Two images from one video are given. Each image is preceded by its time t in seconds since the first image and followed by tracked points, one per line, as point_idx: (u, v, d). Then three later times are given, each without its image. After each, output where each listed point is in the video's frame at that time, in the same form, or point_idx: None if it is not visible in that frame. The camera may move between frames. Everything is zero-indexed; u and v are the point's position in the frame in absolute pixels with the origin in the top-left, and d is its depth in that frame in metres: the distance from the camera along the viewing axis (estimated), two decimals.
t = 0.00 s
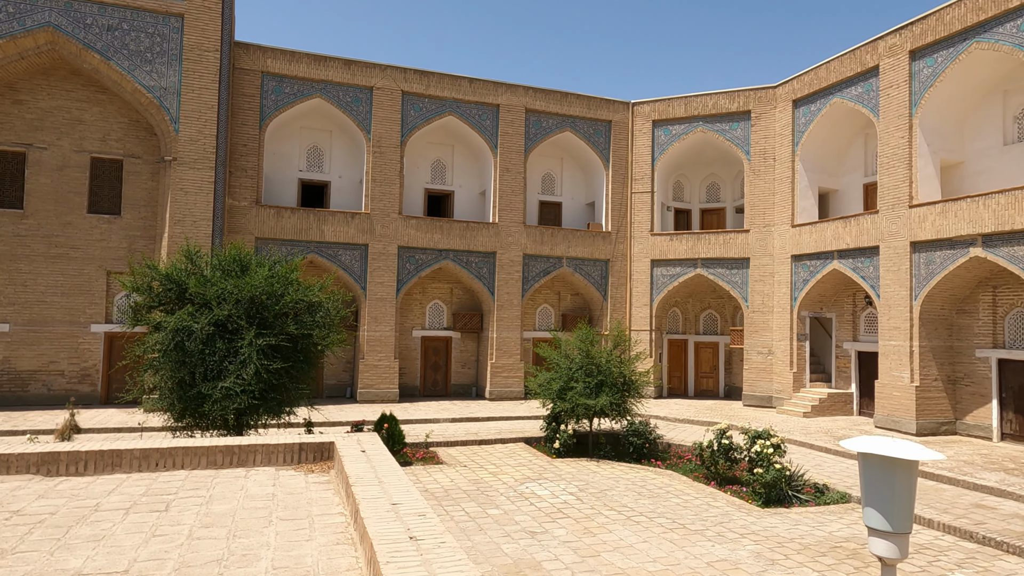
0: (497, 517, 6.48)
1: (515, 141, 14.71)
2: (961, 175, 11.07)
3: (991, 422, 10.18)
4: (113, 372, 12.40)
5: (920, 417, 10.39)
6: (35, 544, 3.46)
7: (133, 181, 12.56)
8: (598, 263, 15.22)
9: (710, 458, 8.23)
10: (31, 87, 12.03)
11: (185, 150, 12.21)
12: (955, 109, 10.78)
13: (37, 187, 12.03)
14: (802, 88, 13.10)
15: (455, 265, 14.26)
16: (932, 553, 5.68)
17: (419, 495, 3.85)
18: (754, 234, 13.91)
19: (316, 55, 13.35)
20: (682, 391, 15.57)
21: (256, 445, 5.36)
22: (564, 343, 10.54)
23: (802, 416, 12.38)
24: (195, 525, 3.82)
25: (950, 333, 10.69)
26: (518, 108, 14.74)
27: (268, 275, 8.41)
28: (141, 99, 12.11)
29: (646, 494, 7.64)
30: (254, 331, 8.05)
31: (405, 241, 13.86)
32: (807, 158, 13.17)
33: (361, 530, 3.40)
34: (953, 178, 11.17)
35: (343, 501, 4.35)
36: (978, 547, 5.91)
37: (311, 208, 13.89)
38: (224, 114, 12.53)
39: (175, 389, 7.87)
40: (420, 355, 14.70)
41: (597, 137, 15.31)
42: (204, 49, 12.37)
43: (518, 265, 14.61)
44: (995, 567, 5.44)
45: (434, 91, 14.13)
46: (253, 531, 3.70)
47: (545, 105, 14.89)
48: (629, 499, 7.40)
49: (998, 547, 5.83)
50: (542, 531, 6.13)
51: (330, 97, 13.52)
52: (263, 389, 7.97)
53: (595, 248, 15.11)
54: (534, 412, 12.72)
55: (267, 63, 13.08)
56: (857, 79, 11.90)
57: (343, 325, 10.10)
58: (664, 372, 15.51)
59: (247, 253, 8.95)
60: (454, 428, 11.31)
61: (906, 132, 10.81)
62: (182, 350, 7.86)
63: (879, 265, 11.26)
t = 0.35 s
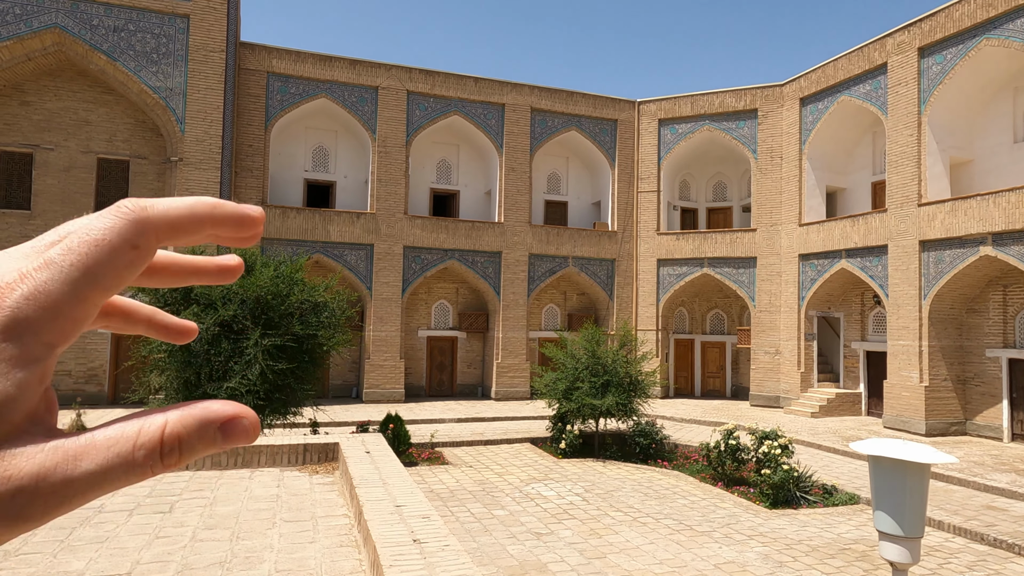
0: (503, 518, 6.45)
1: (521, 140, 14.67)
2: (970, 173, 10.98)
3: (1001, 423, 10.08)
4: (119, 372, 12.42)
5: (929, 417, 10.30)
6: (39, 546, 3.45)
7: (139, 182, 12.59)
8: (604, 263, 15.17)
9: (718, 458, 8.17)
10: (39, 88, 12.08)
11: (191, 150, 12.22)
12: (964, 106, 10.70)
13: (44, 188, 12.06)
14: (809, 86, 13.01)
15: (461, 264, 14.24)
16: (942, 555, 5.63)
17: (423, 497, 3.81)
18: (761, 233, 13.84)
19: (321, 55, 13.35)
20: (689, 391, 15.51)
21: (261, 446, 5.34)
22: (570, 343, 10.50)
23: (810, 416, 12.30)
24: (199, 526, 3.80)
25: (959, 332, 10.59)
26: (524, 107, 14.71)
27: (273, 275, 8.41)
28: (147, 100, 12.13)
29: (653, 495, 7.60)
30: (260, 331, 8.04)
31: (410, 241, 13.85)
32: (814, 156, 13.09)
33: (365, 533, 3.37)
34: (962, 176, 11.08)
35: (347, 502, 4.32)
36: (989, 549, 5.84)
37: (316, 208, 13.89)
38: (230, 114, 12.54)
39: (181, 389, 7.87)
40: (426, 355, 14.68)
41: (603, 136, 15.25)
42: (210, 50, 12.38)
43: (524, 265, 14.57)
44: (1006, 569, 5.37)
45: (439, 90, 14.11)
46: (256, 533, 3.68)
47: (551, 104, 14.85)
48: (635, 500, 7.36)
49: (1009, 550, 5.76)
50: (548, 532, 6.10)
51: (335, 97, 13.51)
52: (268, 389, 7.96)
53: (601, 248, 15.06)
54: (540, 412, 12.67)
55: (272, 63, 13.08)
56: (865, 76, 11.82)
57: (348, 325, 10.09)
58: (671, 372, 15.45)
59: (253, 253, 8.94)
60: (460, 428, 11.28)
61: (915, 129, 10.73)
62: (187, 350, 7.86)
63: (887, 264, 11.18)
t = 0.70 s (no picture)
0: (515, 517, 6.44)
1: (532, 139, 14.66)
2: (987, 170, 10.85)
3: (1019, 423, 9.96)
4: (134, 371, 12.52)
5: (946, 418, 10.18)
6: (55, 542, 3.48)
7: (154, 183, 12.69)
8: (616, 262, 15.12)
9: (731, 458, 8.11)
10: (55, 90, 12.20)
11: (205, 151, 12.30)
12: (981, 103, 10.58)
13: (61, 190, 12.19)
14: (823, 83, 12.90)
15: (473, 264, 14.24)
16: (958, 557, 5.56)
17: (435, 497, 3.80)
18: (775, 232, 13.74)
19: (333, 55, 13.39)
20: (701, 391, 15.43)
21: (273, 444, 5.36)
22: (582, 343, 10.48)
23: (824, 417, 12.19)
24: (212, 525, 3.82)
25: (976, 331, 10.47)
26: (535, 107, 14.69)
27: (286, 274, 8.44)
28: (161, 101, 12.22)
29: (665, 495, 7.56)
30: (272, 331, 8.08)
31: (422, 241, 13.87)
32: (828, 154, 12.98)
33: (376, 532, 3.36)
34: (979, 174, 10.96)
35: (359, 501, 4.33)
36: (1007, 551, 5.76)
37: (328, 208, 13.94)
38: (243, 115, 12.61)
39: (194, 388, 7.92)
40: (437, 355, 14.70)
41: (614, 135, 15.20)
42: (223, 51, 12.45)
43: (535, 265, 14.55)
44: None
45: (450, 90, 14.11)
46: (269, 531, 3.69)
47: (562, 103, 14.82)
48: (647, 500, 7.33)
49: None
50: (560, 532, 6.08)
51: (347, 97, 13.55)
52: (281, 388, 8.00)
53: (613, 247, 15.01)
54: (551, 411, 12.64)
55: (285, 64, 13.14)
56: (881, 73, 11.70)
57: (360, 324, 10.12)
58: (683, 372, 15.37)
59: (265, 252, 8.99)
60: (472, 428, 11.27)
61: (931, 127, 10.61)
62: (201, 349, 7.91)
63: (903, 263, 11.06)
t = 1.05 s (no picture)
0: (532, 519, 6.42)
1: (547, 140, 14.63)
2: (1009, 168, 10.70)
3: None
4: (153, 372, 12.63)
5: (969, 420, 10.04)
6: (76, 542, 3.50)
7: (172, 185, 12.80)
8: (631, 262, 15.05)
9: (749, 460, 8.04)
10: (75, 95, 12.35)
11: (222, 153, 12.39)
12: (1003, 100, 10.43)
13: (81, 192, 12.33)
14: (841, 81, 12.77)
15: (487, 265, 14.23)
16: (983, 561, 5.48)
17: (454, 498, 3.79)
18: (792, 232, 13.62)
19: (348, 57, 13.45)
20: (718, 392, 15.32)
21: (291, 445, 5.38)
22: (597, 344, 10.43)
23: (844, 418, 12.06)
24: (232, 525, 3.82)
25: (999, 332, 10.32)
26: (550, 107, 14.66)
27: (303, 276, 8.48)
28: (179, 105, 12.33)
29: (683, 497, 7.50)
30: (290, 332, 8.12)
31: (437, 242, 13.89)
32: (847, 153, 12.85)
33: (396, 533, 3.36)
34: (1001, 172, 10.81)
35: (378, 502, 4.33)
36: None
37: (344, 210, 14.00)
38: (259, 117, 12.69)
39: (213, 389, 7.97)
40: (452, 356, 14.70)
41: (629, 135, 15.14)
42: (239, 54, 12.54)
43: (550, 265, 14.52)
44: None
45: (465, 91, 14.12)
46: (288, 533, 3.68)
47: (577, 103, 14.78)
48: (665, 503, 7.28)
49: None
50: (578, 534, 6.05)
51: (362, 99, 13.60)
52: (298, 389, 8.02)
53: (628, 248, 14.95)
54: (567, 412, 12.60)
55: (301, 66, 13.21)
56: (900, 70, 11.57)
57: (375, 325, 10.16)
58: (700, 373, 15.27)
59: (282, 254, 9.04)
60: (487, 429, 11.26)
61: (952, 124, 10.48)
62: (219, 351, 7.95)
63: (924, 263, 10.93)
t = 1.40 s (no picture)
0: (555, 521, 6.35)
1: (565, 139, 14.56)
2: None
3: None
4: (174, 372, 12.71)
5: (998, 422, 9.85)
6: (104, 544, 3.49)
7: (192, 186, 12.87)
8: (650, 262, 14.94)
9: (774, 462, 7.92)
10: (98, 97, 12.46)
11: (242, 154, 12.44)
12: None
13: (103, 194, 12.43)
14: (864, 78, 12.59)
15: (505, 265, 14.18)
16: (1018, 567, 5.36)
17: (482, 501, 3.75)
18: (814, 231, 13.44)
19: (367, 58, 13.46)
20: (738, 393, 15.16)
21: (314, 446, 5.35)
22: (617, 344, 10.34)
23: (868, 420, 11.88)
24: (258, 527, 3.80)
25: None
26: (568, 106, 14.58)
27: (323, 276, 8.47)
28: (199, 106, 12.40)
29: (707, 500, 7.40)
30: (311, 332, 8.12)
31: (455, 242, 13.86)
32: (870, 151, 12.66)
33: (425, 537, 3.32)
34: None
35: (403, 504, 4.30)
36: None
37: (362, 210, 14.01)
38: (279, 118, 12.73)
39: (235, 389, 7.98)
40: (470, 356, 14.66)
41: (648, 133, 15.02)
42: (259, 55, 12.58)
43: (568, 265, 14.44)
44: None
45: (483, 90, 14.08)
46: (315, 535, 3.66)
47: (595, 102, 14.69)
48: (689, 505, 7.18)
49: None
50: (602, 537, 5.98)
51: (380, 99, 13.61)
52: (319, 390, 8.02)
53: (647, 247, 14.84)
54: (587, 413, 12.52)
55: (319, 67, 13.24)
56: (926, 66, 11.38)
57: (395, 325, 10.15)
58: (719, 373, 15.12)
59: (302, 254, 9.03)
60: (506, 429, 11.20)
61: (980, 120, 10.30)
62: (240, 350, 7.96)
63: (951, 262, 10.74)
